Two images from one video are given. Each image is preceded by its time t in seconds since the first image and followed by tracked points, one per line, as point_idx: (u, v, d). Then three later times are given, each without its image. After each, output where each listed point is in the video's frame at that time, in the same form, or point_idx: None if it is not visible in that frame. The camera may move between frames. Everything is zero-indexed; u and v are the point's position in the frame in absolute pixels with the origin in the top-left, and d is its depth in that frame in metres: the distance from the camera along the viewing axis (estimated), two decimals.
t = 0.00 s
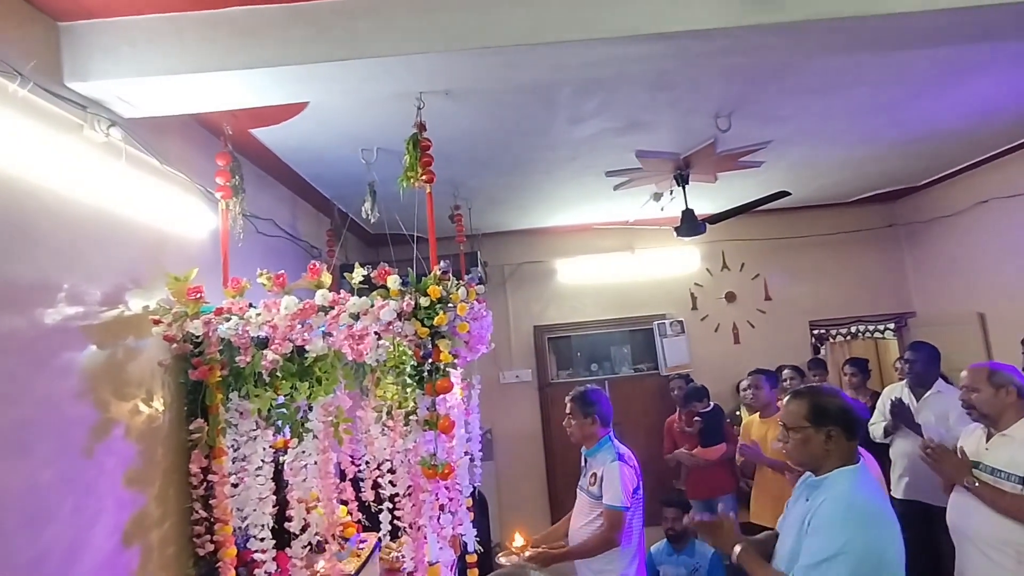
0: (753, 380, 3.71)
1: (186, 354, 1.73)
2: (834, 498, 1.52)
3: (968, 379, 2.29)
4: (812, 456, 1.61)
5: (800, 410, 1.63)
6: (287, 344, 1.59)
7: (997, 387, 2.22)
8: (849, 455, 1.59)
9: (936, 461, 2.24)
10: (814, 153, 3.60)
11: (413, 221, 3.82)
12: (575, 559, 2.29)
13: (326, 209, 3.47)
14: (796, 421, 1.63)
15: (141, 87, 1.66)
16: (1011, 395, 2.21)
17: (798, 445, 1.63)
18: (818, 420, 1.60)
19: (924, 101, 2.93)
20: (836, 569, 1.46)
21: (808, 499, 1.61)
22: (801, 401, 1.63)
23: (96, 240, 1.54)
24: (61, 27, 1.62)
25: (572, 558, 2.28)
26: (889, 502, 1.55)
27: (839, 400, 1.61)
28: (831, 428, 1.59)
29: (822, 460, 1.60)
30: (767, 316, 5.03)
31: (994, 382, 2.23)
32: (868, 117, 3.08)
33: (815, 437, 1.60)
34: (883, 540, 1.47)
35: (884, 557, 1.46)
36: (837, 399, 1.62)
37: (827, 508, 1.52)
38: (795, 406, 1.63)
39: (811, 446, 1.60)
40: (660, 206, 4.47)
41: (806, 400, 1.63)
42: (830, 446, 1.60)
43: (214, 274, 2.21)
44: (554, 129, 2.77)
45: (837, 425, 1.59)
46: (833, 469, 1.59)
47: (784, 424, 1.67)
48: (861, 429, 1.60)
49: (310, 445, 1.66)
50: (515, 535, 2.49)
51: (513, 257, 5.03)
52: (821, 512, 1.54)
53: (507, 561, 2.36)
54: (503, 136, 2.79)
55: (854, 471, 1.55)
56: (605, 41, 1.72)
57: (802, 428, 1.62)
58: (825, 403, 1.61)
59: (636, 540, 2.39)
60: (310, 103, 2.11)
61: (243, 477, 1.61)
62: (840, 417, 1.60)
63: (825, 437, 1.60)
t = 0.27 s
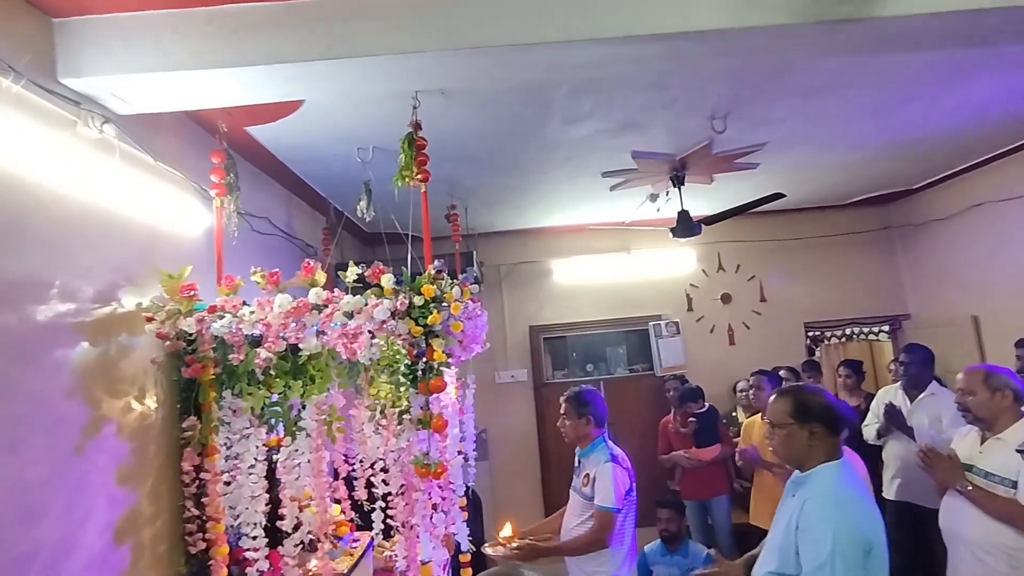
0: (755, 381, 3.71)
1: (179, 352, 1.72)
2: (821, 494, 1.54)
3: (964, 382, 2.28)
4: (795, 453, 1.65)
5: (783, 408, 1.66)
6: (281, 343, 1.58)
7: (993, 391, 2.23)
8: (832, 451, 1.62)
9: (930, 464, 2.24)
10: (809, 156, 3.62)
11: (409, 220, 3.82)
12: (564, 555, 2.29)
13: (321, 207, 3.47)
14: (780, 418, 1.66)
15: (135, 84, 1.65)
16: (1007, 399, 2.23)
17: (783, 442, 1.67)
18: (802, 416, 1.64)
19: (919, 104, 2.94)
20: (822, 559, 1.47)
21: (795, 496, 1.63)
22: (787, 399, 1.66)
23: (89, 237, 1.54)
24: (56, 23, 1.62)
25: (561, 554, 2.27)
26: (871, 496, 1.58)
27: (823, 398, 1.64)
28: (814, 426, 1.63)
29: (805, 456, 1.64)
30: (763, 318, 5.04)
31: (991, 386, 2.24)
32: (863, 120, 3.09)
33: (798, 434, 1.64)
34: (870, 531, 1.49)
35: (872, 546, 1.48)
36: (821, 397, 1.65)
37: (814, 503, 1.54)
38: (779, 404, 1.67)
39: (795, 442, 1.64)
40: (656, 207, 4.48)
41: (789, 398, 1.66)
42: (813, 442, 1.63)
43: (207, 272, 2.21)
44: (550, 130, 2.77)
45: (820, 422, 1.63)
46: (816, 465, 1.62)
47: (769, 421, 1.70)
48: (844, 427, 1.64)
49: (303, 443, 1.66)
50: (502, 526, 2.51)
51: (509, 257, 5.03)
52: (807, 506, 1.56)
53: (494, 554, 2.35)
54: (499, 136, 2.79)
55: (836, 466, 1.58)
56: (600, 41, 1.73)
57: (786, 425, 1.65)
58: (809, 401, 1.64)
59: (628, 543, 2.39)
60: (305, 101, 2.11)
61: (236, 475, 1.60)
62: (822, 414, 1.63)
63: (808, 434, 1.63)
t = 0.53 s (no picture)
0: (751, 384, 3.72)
1: (166, 350, 1.71)
2: (803, 486, 1.57)
3: (948, 384, 2.29)
4: (779, 449, 1.65)
5: (769, 405, 1.66)
6: (269, 342, 1.58)
7: (976, 393, 2.24)
8: (815, 448, 1.63)
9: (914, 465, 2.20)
10: (800, 159, 3.63)
11: (400, 220, 3.81)
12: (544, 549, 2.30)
13: (313, 206, 3.45)
14: (766, 415, 1.66)
15: (123, 80, 1.64)
16: (989, 403, 2.24)
17: (768, 439, 1.67)
18: (787, 413, 1.64)
19: (908, 108, 2.96)
20: (807, 553, 1.50)
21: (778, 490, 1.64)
22: (773, 396, 1.66)
23: (75, 234, 1.53)
24: (43, 19, 1.61)
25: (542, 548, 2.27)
26: (851, 491, 1.61)
27: (808, 396, 1.65)
28: (799, 422, 1.63)
29: (789, 453, 1.64)
30: (754, 320, 5.06)
31: (974, 389, 2.25)
32: (853, 124, 3.11)
33: (783, 430, 1.64)
34: (849, 521, 1.53)
35: (852, 535, 1.52)
36: (807, 396, 1.65)
37: (797, 495, 1.57)
38: (765, 401, 1.67)
39: (780, 438, 1.64)
40: (648, 208, 4.49)
41: (775, 396, 1.66)
42: (798, 439, 1.63)
43: (196, 270, 2.19)
44: (543, 130, 2.77)
45: (805, 419, 1.63)
46: (800, 461, 1.62)
47: (756, 418, 1.70)
48: (827, 425, 1.64)
49: (292, 443, 1.67)
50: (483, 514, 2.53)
51: (501, 257, 5.03)
52: (791, 500, 1.57)
53: (475, 540, 2.37)
54: (492, 136, 2.79)
55: (818, 463, 1.59)
56: (591, 42, 1.73)
57: (772, 421, 1.65)
58: (795, 399, 1.64)
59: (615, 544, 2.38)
60: (296, 99, 2.10)
61: (223, 475, 1.60)
62: (807, 411, 1.63)
63: (792, 430, 1.63)
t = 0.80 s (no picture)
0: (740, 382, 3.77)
1: (148, 350, 1.69)
2: (782, 483, 1.58)
3: (921, 385, 2.34)
4: (761, 447, 1.66)
5: (752, 404, 1.68)
6: (253, 342, 1.56)
7: (948, 394, 2.29)
8: (795, 446, 1.64)
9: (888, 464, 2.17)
10: (787, 161, 3.66)
11: (388, 219, 3.80)
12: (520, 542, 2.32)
13: (300, 205, 3.43)
14: (749, 414, 1.68)
15: (106, 77, 1.62)
16: (961, 402, 2.28)
17: (751, 437, 1.68)
18: (769, 413, 1.66)
19: (892, 112, 2.99)
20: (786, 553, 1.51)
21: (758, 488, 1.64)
22: (755, 395, 1.68)
23: (56, 233, 1.51)
24: (25, 14, 1.59)
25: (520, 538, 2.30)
26: (832, 491, 1.61)
27: (788, 397, 1.67)
28: (780, 420, 1.64)
29: (772, 449, 1.64)
30: (741, 321, 5.09)
31: (946, 389, 2.30)
32: (838, 127, 3.13)
33: (765, 429, 1.65)
34: (826, 521, 1.53)
35: (825, 534, 1.51)
36: (787, 396, 1.67)
37: (775, 490, 1.58)
38: (748, 400, 1.69)
39: (763, 437, 1.64)
40: (637, 210, 4.50)
41: (758, 395, 1.68)
42: (778, 437, 1.64)
43: (180, 269, 2.17)
44: (531, 131, 2.77)
45: (786, 417, 1.65)
46: (782, 459, 1.63)
47: (739, 417, 1.71)
48: (806, 425, 1.67)
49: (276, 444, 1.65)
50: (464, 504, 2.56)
51: (490, 258, 5.02)
52: (770, 500, 1.58)
53: (455, 527, 2.38)
54: (480, 136, 2.78)
55: (800, 460, 1.60)
56: (576, 44, 1.74)
57: (755, 420, 1.66)
58: (776, 398, 1.66)
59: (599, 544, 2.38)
60: (282, 98, 2.09)
61: (206, 476, 1.58)
62: (788, 410, 1.65)
63: (774, 428, 1.65)
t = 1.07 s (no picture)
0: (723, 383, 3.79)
1: (132, 349, 1.68)
2: (764, 483, 1.58)
3: (894, 385, 2.35)
4: (742, 446, 1.67)
5: (732, 405, 1.68)
6: (239, 341, 1.54)
7: (920, 392, 2.30)
8: (776, 446, 1.65)
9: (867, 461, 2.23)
10: (775, 164, 3.67)
11: (377, 218, 3.78)
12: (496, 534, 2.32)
13: (289, 203, 3.41)
14: (730, 415, 1.68)
15: (91, 73, 1.61)
16: (933, 400, 2.30)
17: (733, 437, 1.68)
18: (750, 413, 1.66)
19: (878, 115, 3.01)
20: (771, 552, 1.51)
21: (743, 486, 1.65)
22: (736, 397, 1.69)
23: (39, 230, 1.49)
24: (10, 8, 1.57)
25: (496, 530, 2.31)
26: (813, 489, 1.61)
27: (769, 398, 1.68)
28: (761, 420, 1.65)
29: (752, 449, 1.65)
30: (729, 322, 5.11)
31: (919, 388, 2.31)
32: (825, 130, 3.15)
33: (746, 429, 1.66)
34: (809, 519, 1.54)
35: (808, 531, 1.52)
36: (765, 396, 1.69)
37: (758, 489, 1.58)
38: (728, 402, 1.69)
39: (744, 436, 1.66)
40: (626, 210, 4.51)
41: (739, 396, 1.69)
42: (759, 436, 1.65)
43: (164, 268, 2.15)
44: (521, 131, 2.77)
45: (767, 418, 1.65)
46: (763, 458, 1.64)
47: (721, 418, 1.72)
48: (786, 425, 1.68)
49: (261, 443, 1.63)
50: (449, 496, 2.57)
51: (480, 257, 5.01)
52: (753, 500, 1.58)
53: (440, 516, 2.38)
54: (470, 136, 2.78)
55: (779, 460, 1.61)
56: (564, 44, 1.73)
57: (735, 421, 1.67)
58: (756, 398, 1.68)
59: (583, 542, 2.38)
60: (270, 95, 2.07)
61: (190, 476, 1.56)
62: (768, 410, 1.66)
63: (754, 428, 1.66)
